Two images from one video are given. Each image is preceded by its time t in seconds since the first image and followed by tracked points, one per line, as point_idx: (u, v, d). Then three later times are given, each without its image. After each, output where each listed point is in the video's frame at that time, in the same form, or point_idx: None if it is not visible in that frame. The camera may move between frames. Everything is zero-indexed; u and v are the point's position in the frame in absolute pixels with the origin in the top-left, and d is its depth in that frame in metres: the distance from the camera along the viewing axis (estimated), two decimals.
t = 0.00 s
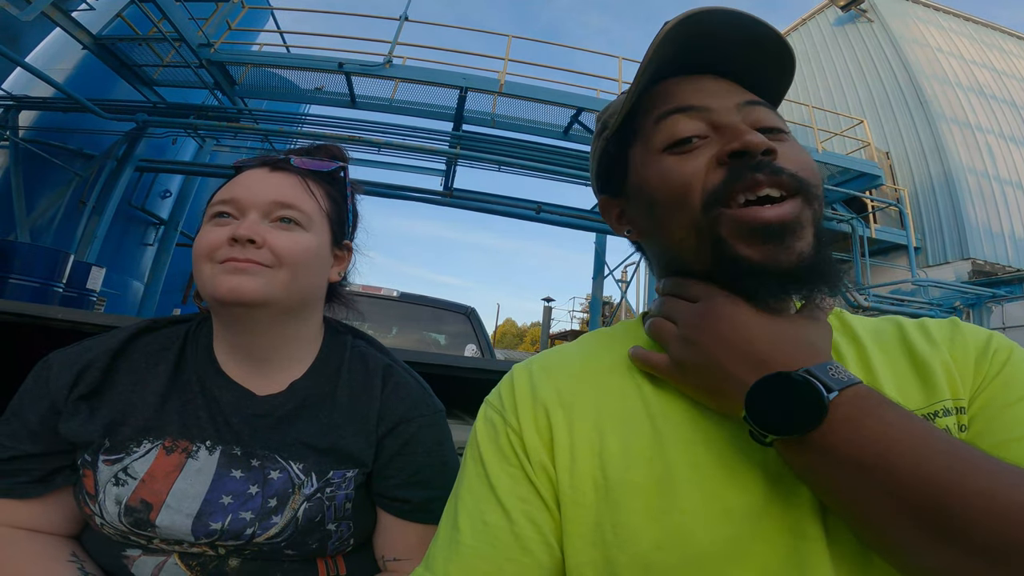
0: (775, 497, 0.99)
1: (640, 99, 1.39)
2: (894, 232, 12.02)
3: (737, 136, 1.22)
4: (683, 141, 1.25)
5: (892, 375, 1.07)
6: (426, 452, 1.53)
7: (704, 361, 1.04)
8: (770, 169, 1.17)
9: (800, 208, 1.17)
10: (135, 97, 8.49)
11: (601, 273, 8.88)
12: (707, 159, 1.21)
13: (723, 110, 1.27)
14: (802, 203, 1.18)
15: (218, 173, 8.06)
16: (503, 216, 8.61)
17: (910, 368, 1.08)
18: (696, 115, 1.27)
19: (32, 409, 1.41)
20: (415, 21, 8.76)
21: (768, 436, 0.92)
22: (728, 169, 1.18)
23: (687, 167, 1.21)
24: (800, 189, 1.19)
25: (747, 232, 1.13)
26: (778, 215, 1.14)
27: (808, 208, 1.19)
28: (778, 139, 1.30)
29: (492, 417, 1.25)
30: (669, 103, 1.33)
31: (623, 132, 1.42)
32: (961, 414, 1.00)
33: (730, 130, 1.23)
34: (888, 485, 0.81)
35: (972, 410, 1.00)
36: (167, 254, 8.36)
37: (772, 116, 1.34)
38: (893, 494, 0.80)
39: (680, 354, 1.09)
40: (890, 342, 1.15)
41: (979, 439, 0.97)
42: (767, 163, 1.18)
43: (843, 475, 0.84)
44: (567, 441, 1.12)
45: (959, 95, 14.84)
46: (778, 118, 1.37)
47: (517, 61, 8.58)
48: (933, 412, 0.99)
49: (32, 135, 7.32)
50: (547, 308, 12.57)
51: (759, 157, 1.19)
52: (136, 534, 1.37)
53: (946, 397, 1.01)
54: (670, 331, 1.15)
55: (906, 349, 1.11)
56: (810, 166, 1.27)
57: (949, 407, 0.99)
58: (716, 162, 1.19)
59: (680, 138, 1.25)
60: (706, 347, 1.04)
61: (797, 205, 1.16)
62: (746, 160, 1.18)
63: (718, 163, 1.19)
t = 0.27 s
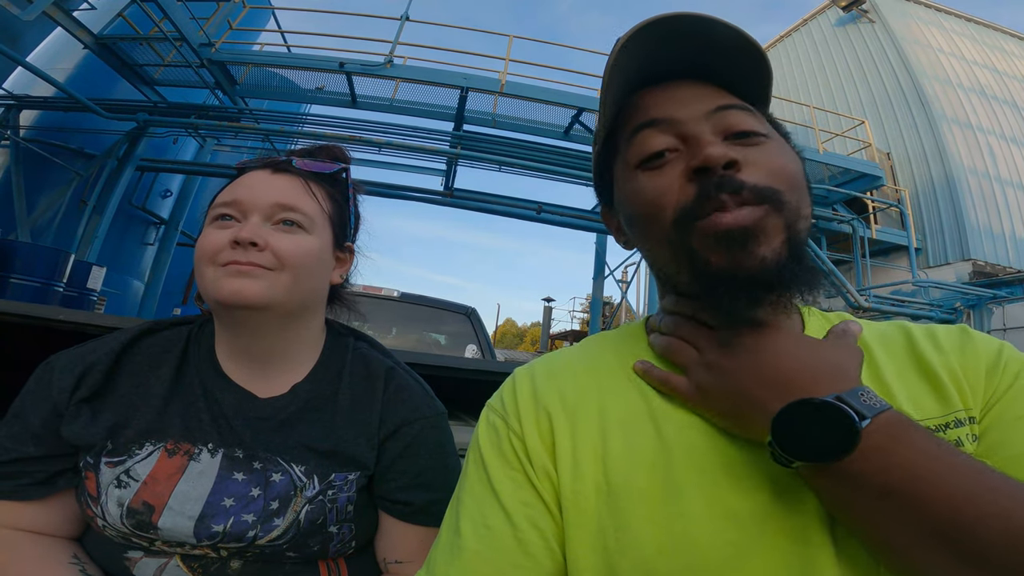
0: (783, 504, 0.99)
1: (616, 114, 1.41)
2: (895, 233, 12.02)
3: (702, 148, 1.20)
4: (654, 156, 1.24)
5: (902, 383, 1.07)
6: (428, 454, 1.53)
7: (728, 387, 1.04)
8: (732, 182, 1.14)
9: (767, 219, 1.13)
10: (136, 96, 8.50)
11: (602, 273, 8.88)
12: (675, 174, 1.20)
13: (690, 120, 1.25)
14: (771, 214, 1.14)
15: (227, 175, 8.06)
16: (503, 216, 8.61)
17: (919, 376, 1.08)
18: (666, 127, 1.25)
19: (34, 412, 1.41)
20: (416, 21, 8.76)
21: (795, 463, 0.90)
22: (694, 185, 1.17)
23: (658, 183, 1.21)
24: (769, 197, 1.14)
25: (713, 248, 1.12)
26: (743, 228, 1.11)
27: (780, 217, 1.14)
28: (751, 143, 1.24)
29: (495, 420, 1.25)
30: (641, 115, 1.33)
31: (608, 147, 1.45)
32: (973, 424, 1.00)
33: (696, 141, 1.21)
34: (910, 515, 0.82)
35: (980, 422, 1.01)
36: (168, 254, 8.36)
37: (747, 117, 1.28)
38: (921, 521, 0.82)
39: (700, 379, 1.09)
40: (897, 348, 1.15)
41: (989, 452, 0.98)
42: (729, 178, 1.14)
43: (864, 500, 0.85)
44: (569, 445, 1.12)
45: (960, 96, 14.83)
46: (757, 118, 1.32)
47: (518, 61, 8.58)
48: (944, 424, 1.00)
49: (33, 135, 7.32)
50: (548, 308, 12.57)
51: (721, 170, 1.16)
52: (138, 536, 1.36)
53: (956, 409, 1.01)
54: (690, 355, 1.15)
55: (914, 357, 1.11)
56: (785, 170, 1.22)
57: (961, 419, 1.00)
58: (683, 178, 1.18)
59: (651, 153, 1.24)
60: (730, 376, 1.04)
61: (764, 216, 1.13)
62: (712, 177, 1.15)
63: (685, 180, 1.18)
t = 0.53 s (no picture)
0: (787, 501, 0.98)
1: (604, 119, 1.42)
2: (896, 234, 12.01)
3: (681, 156, 1.19)
4: (638, 164, 1.25)
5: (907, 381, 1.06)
6: (428, 452, 1.52)
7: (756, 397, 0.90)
8: (710, 189, 1.12)
9: (750, 224, 1.10)
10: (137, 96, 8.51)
11: (602, 274, 8.88)
12: (656, 184, 1.21)
13: (671, 125, 1.25)
14: (754, 218, 1.11)
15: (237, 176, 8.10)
16: (504, 216, 8.61)
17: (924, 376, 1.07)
18: (648, 133, 1.26)
19: (32, 409, 1.41)
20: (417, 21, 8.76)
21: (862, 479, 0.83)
22: (676, 192, 1.16)
23: (642, 192, 1.22)
24: (751, 202, 1.12)
25: (694, 256, 1.12)
26: (725, 234, 1.10)
27: (764, 221, 1.12)
28: (734, 146, 1.22)
29: (495, 417, 1.25)
30: (624, 121, 1.34)
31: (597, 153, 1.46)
32: (980, 425, 0.99)
33: (677, 147, 1.21)
34: (957, 520, 0.79)
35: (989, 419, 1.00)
36: (169, 253, 8.37)
37: (731, 118, 1.26)
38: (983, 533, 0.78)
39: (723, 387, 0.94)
40: (904, 348, 1.13)
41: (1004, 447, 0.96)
42: (708, 184, 1.13)
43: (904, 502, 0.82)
44: (570, 442, 1.12)
45: (961, 96, 14.82)
46: (744, 117, 1.28)
47: (519, 61, 8.58)
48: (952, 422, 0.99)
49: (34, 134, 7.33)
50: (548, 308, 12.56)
51: (698, 177, 1.14)
52: (137, 534, 1.36)
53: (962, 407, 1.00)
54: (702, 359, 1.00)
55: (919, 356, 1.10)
56: (770, 172, 1.19)
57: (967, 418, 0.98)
58: (663, 187, 1.19)
59: (635, 161, 1.25)
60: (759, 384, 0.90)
61: (746, 221, 1.10)
62: (693, 182, 1.15)
63: (668, 187, 1.18)
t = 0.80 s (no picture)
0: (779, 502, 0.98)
1: (604, 119, 1.41)
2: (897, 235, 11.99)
3: (681, 156, 1.19)
4: (638, 164, 1.24)
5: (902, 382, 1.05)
6: (424, 453, 1.52)
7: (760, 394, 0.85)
8: (711, 189, 1.12)
9: (748, 225, 1.10)
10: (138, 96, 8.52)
11: (603, 274, 8.87)
12: (658, 184, 1.20)
13: (670, 126, 1.25)
14: (752, 219, 1.11)
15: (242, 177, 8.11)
16: (504, 217, 8.61)
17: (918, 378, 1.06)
18: (648, 134, 1.26)
19: (29, 408, 1.41)
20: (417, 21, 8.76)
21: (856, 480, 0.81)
22: (677, 192, 1.16)
23: (643, 192, 1.22)
24: (750, 201, 1.11)
25: (694, 255, 1.11)
26: (724, 234, 1.09)
27: (762, 222, 1.11)
28: (733, 146, 1.22)
29: (492, 418, 1.24)
30: (624, 121, 1.33)
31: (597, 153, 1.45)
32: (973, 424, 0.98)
33: (677, 148, 1.21)
34: (958, 524, 0.78)
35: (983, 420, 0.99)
36: (170, 253, 8.38)
37: (730, 119, 1.26)
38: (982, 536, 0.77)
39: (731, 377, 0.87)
40: (900, 350, 1.13)
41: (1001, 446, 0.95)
42: (709, 185, 1.13)
43: (906, 506, 0.80)
44: (566, 442, 1.12)
45: (962, 97, 14.81)
46: (742, 118, 1.28)
47: (519, 62, 8.58)
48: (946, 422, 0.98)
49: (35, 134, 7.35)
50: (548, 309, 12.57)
51: (699, 177, 1.14)
52: (132, 533, 1.36)
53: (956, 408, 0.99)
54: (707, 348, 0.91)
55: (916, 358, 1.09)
56: (768, 173, 1.18)
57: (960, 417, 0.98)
58: (664, 186, 1.19)
59: (635, 161, 1.25)
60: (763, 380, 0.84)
61: (745, 221, 1.10)
62: (694, 182, 1.14)
63: (668, 187, 1.18)
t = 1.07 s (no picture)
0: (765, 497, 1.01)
1: (600, 120, 1.43)
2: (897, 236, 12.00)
3: (670, 155, 1.20)
4: (631, 163, 1.26)
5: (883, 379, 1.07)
6: (419, 450, 1.53)
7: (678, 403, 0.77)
8: (697, 186, 1.13)
9: (732, 220, 1.12)
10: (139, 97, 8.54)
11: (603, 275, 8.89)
12: (649, 182, 1.21)
13: (661, 126, 1.26)
14: (737, 214, 1.13)
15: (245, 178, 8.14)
16: (504, 218, 8.62)
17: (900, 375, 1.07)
18: (641, 134, 1.27)
19: (28, 404, 1.42)
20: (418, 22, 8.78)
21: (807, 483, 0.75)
22: (667, 189, 1.17)
23: (636, 190, 1.23)
24: (735, 198, 1.13)
25: (683, 251, 1.14)
26: (710, 231, 1.11)
27: (747, 218, 1.13)
28: (723, 145, 1.22)
29: (491, 412, 1.25)
30: (617, 121, 1.35)
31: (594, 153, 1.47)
32: (954, 413, 0.99)
33: (667, 147, 1.22)
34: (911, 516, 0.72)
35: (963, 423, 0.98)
36: (170, 253, 8.40)
37: (719, 117, 1.26)
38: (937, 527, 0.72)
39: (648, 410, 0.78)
40: (883, 345, 1.15)
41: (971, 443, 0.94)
42: (696, 182, 1.14)
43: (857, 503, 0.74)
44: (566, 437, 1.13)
45: (963, 98, 14.81)
46: (732, 116, 1.29)
47: (520, 63, 8.59)
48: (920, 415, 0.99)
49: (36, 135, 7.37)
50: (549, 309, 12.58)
51: (686, 175, 1.15)
52: (128, 529, 1.37)
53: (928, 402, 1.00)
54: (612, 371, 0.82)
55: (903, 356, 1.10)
56: (757, 170, 1.19)
57: (939, 406, 0.99)
58: (654, 184, 1.20)
59: (628, 160, 1.26)
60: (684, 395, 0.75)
61: (729, 216, 1.12)
62: (682, 179, 1.16)
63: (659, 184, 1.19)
